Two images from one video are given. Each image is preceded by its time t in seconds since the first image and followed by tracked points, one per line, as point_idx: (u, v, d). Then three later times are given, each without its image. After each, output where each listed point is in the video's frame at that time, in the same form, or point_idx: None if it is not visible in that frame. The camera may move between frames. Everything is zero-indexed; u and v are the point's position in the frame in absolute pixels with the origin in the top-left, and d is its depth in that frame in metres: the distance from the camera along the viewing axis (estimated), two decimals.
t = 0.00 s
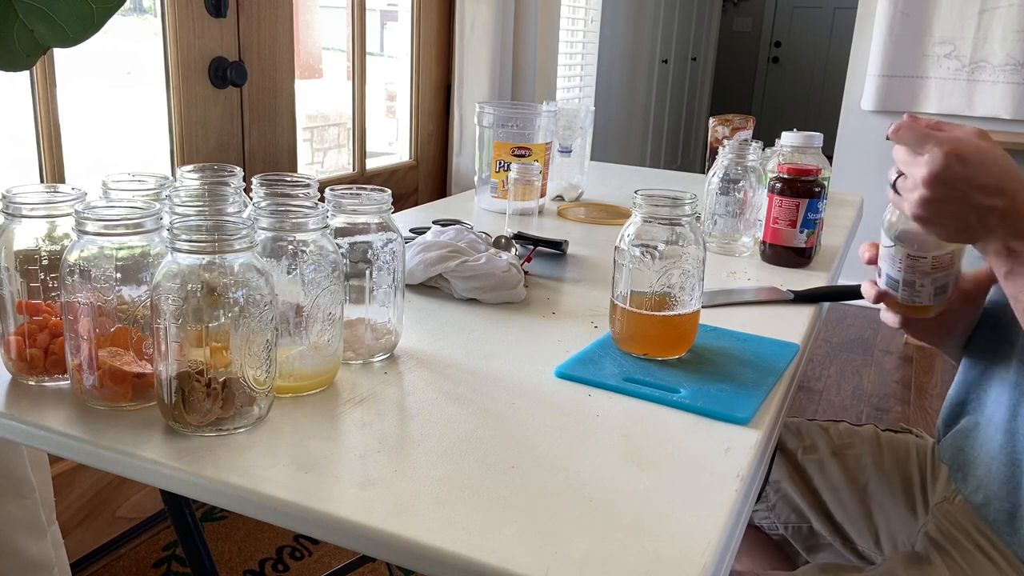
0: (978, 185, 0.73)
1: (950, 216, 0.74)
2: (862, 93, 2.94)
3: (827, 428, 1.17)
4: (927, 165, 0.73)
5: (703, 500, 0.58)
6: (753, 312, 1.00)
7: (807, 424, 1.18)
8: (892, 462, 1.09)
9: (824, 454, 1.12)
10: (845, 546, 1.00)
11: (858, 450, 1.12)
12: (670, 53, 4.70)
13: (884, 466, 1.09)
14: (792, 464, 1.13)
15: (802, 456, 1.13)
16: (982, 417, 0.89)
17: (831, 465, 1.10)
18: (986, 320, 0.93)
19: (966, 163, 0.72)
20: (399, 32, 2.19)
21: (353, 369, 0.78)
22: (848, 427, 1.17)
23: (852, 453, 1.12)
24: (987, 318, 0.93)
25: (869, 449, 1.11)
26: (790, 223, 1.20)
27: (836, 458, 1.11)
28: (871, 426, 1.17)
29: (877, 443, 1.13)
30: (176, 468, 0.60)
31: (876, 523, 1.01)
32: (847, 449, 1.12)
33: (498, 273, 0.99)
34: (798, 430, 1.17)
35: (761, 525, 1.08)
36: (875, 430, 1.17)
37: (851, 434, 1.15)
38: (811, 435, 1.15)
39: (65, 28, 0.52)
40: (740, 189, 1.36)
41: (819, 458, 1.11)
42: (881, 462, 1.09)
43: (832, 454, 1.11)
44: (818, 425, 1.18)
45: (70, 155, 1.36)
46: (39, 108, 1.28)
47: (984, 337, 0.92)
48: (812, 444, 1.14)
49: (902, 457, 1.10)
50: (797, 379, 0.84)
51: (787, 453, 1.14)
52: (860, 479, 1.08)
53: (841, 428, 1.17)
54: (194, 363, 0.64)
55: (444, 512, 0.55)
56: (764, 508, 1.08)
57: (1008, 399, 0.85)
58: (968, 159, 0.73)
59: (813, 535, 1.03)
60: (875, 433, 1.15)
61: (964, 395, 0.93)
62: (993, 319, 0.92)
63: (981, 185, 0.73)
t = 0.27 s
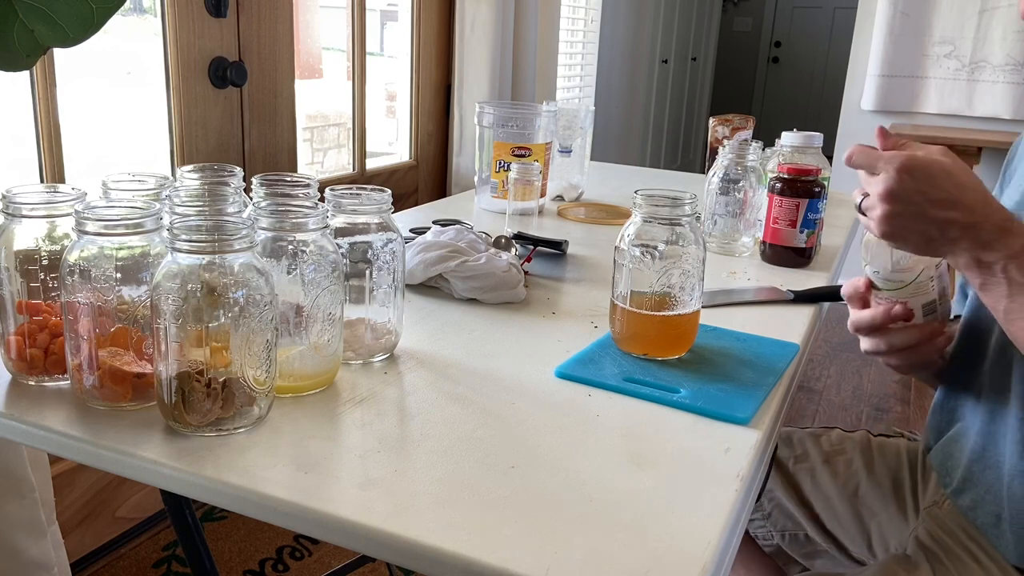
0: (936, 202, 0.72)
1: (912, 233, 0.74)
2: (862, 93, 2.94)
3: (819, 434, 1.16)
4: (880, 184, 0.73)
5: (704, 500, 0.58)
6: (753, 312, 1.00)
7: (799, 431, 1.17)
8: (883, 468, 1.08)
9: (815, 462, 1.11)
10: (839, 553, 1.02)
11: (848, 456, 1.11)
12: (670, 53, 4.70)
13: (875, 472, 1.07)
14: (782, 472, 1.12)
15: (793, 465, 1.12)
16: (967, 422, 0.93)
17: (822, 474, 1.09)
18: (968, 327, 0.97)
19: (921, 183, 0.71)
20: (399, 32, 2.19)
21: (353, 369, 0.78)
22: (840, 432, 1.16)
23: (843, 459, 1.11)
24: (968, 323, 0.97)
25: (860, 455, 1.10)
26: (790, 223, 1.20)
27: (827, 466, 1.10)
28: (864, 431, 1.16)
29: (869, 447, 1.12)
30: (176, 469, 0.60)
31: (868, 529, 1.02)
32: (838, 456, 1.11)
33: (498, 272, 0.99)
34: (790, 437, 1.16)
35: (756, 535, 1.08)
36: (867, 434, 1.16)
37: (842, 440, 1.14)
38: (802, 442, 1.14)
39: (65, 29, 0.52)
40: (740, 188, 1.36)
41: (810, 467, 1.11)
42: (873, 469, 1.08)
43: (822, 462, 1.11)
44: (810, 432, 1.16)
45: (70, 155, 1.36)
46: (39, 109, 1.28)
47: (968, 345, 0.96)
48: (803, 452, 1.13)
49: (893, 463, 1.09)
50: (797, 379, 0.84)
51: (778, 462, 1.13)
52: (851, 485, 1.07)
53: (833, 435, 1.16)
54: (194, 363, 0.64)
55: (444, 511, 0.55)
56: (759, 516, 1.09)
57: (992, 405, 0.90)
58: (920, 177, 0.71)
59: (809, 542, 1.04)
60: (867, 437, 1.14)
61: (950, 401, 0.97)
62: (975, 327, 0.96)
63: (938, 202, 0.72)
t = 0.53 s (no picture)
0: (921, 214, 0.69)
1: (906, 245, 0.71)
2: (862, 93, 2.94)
3: (815, 437, 1.19)
4: (861, 209, 0.69)
5: (704, 500, 0.58)
6: (753, 312, 1.00)
7: (795, 434, 1.19)
8: (878, 470, 1.11)
9: (811, 465, 1.13)
10: (841, 556, 0.98)
11: (844, 458, 1.13)
12: (670, 53, 4.70)
13: (870, 474, 1.10)
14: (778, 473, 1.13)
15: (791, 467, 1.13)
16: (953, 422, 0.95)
17: (817, 475, 1.11)
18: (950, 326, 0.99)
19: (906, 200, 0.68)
20: (399, 32, 2.19)
21: (353, 369, 0.78)
22: (835, 435, 1.19)
23: (838, 462, 1.13)
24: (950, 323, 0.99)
25: (855, 458, 1.13)
26: (790, 223, 1.20)
27: (823, 468, 1.12)
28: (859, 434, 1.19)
29: (863, 451, 1.14)
30: (176, 469, 0.60)
31: (865, 531, 1.02)
32: (834, 458, 1.14)
33: (498, 272, 0.99)
34: (786, 441, 1.18)
35: (754, 540, 1.04)
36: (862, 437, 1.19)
37: (837, 443, 1.17)
38: (798, 446, 1.16)
39: (65, 29, 0.52)
40: (740, 188, 1.36)
41: (806, 470, 1.12)
42: (867, 471, 1.11)
43: (819, 464, 1.13)
44: (806, 436, 1.19)
45: (71, 155, 1.36)
46: (39, 108, 1.28)
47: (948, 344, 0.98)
48: (799, 455, 1.15)
49: (887, 466, 1.11)
50: (796, 379, 0.84)
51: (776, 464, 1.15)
52: (848, 487, 1.09)
53: (829, 438, 1.18)
54: (194, 363, 0.64)
55: (444, 511, 0.55)
56: (759, 522, 1.06)
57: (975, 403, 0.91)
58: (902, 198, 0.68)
59: (809, 546, 1.01)
60: (862, 440, 1.17)
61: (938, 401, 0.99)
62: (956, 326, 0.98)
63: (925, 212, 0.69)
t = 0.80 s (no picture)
0: (903, 221, 0.72)
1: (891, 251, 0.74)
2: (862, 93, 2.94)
3: (815, 437, 1.19)
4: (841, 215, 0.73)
5: (703, 500, 0.58)
6: (753, 312, 1.00)
7: (795, 434, 1.19)
8: (879, 470, 1.11)
9: (812, 464, 1.13)
10: (840, 556, 0.99)
11: (844, 458, 1.13)
12: (670, 53, 4.69)
13: (871, 474, 1.10)
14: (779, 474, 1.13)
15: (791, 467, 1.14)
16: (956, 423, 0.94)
17: (818, 475, 1.11)
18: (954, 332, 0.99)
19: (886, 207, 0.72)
20: (399, 32, 2.19)
21: (353, 369, 0.78)
22: (836, 435, 1.19)
23: (839, 462, 1.13)
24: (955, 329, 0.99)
25: (855, 458, 1.13)
26: (790, 223, 1.20)
27: (823, 468, 1.12)
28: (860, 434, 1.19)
29: (864, 450, 1.14)
30: (176, 469, 0.60)
31: (865, 532, 1.02)
32: (834, 458, 1.14)
33: (498, 272, 0.99)
34: (786, 441, 1.18)
35: (755, 540, 1.04)
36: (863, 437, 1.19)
37: (838, 443, 1.17)
38: (798, 446, 1.17)
39: (65, 29, 0.52)
40: (740, 188, 1.36)
41: (807, 470, 1.13)
42: (868, 471, 1.11)
43: (819, 464, 1.13)
44: (806, 435, 1.19)
45: (71, 155, 1.36)
46: (39, 108, 1.28)
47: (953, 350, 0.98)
48: (799, 455, 1.15)
49: (888, 466, 1.11)
50: (797, 379, 0.84)
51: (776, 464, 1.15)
52: (848, 487, 1.09)
53: (829, 438, 1.18)
54: (194, 363, 0.64)
55: (444, 512, 0.55)
56: (760, 521, 1.06)
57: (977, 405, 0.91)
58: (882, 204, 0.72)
59: (808, 546, 1.01)
60: (863, 440, 1.17)
61: (940, 402, 0.98)
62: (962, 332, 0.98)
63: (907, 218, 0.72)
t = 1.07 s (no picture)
0: (870, 211, 0.71)
1: (859, 236, 0.75)
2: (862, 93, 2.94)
3: (815, 437, 1.19)
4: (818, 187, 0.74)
5: (703, 499, 0.58)
6: (753, 312, 1.00)
7: (795, 434, 1.19)
8: (879, 470, 1.11)
9: (812, 465, 1.14)
10: (840, 556, 0.98)
11: (845, 458, 1.14)
12: (670, 53, 4.69)
13: (871, 474, 1.10)
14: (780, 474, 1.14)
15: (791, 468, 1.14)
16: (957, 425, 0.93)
17: (818, 475, 1.11)
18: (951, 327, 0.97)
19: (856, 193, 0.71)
20: (399, 32, 2.19)
21: (353, 369, 0.78)
22: (836, 435, 1.19)
23: (839, 462, 1.13)
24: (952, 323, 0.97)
25: (856, 458, 1.13)
26: (790, 224, 1.20)
27: (823, 468, 1.12)
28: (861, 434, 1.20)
29: (864, 450, 1.15)
30: (177, 469, 0.59)
31: (865, 532, 1.02)
32: (834, 458, 1.14)
33: (498, 272, 0.99)
34: (787, 441, 1.18)
35: (755, 540, 1.04)
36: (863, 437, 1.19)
37: (838, 443, 1.17)
38: (798, 446, 1.17)
39: (65, 29, 0.52)
40: (740, 188, 1.37)
41: (807, 470, 1.13)
42: (868, 471, 1.11)
43: (819, 464, 1.13)
44: (807, 436, 1.19)
45: (71, 155, 1.36)
46: (39, 109, 1.28)
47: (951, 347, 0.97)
48: (799, 455, 1.15)
49: (888, 466, 1.11)
50: (797, 379, 0.84)
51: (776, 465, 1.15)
52: (848, 487, 1.09)
53: (830, 438, 1.19)
54: (194, 363, 0.64)
55: (443, 512, 0.55)
56: (760, 522, 1.07)
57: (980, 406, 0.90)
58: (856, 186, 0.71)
59: (808, 546, 1.01)
60: (863, 439, 1.17)
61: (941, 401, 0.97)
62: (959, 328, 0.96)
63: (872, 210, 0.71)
